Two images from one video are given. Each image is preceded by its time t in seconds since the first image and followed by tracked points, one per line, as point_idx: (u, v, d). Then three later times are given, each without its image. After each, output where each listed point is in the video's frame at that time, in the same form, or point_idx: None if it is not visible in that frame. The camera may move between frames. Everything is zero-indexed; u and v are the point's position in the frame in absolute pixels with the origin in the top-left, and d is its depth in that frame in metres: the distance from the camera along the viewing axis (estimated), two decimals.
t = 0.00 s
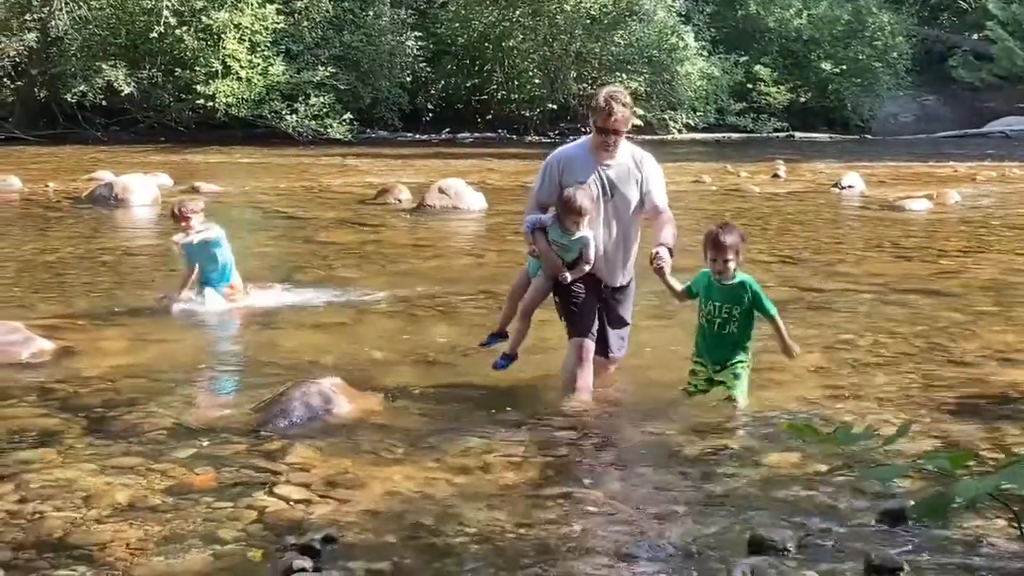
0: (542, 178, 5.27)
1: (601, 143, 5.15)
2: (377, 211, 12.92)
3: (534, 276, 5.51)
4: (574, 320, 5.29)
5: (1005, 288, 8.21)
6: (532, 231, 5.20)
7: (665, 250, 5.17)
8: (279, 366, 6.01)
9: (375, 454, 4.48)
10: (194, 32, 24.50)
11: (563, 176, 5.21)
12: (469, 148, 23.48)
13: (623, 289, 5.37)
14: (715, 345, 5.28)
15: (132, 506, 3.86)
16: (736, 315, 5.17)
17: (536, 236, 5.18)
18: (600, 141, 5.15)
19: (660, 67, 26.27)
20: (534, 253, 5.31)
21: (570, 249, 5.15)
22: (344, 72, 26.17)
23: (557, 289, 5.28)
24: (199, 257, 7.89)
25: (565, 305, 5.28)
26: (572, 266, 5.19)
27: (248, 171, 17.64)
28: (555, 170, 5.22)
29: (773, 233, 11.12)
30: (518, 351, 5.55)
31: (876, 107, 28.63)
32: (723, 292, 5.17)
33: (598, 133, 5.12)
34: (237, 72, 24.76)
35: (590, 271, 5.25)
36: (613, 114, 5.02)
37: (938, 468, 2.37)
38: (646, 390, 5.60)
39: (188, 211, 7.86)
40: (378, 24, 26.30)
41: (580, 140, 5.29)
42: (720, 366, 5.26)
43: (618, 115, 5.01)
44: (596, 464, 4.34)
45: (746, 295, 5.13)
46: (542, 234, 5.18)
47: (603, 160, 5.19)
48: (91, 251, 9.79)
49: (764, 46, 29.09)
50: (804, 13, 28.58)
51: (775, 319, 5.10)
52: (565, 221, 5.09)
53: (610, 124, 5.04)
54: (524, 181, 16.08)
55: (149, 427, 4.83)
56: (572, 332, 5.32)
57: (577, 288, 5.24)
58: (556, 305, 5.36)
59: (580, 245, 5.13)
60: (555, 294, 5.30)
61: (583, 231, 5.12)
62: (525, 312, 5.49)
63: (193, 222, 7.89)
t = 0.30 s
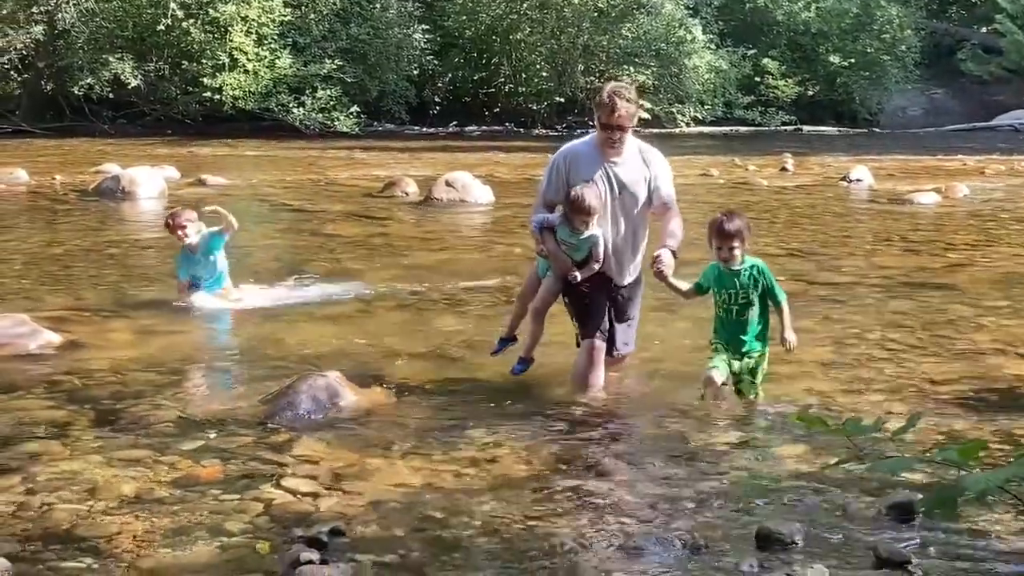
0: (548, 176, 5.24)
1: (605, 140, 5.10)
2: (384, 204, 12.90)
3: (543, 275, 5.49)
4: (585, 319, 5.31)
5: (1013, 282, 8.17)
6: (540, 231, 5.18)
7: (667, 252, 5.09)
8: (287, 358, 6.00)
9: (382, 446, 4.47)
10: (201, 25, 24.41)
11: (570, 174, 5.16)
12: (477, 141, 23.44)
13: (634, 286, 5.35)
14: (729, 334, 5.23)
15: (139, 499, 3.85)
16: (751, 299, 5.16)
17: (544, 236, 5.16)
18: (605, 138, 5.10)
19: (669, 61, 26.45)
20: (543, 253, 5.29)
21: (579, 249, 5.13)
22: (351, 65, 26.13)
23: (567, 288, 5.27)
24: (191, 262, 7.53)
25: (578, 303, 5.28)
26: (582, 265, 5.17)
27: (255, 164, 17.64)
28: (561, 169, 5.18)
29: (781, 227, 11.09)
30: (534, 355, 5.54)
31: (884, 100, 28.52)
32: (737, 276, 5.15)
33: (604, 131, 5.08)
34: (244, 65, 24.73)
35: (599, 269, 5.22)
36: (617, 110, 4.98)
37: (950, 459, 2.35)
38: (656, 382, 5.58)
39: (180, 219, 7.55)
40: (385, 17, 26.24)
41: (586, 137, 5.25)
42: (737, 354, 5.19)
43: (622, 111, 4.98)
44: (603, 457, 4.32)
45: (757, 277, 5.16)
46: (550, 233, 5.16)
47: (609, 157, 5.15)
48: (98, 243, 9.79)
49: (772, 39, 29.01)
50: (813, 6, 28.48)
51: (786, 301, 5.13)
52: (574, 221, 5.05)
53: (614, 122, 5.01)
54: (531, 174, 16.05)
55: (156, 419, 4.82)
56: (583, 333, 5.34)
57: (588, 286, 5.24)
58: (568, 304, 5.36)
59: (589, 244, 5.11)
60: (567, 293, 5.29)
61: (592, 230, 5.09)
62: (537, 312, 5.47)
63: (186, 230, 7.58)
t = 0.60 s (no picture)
0: (549, 172, 5.19)
1: (606, 134, 5.05)
2: (393, 199, 12.91)
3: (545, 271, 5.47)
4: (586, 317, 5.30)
5: None
6: (540, 228, 5.14)
7: (668, 261, 5.12)
8: (294, 353, 6.02)
9: (391, 441, 4.48)
10: (210, 19, 24.51)
11: (571, 168, 5.12)
12: (486, 136, 23.45)
13: (636, 283, 5.32)
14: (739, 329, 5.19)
15: (149, 493, 3.86)
16: (759, 293, 5.10)
17: (544, 234, 5.13)
18: (606, 131, 5.04)
19: (679, 55, 26.33)
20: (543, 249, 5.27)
21: (579, 246, 5.10)
22: (360, 60, 26.14)
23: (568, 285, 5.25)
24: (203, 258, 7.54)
25: (578, 301, 5.27)
26: (582, 262, 5.15)
27: (263, 159, 17.66)
28: (562, 163, 5.13)
29: (790, 222, 11.07)
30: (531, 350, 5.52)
31: (894, 95, 28.49)
32: (740, 273, 5.08)
33: (604, 125, 5.02)
34: (253, 60, 24.75)
35: (600, 266, 5.19)
36: (616, 102, 4.92)
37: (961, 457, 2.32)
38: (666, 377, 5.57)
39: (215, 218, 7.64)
40: (394, 12, 26.26)
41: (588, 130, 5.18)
42: (748, 348, 5.16)
43: (621, 102, 4.92)
44: (612, 452, 4.32)
45: (763, 272, 5.06)
46: (551, 230, 5.12)
47: (611, 150, 5.09)
48: (107, 238, 9.81)
49: (781, 34, 28.94)
50: None
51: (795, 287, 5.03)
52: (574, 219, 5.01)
53: (614, 113, 4.93)
54: (539, 169, 16.06)
55: (165, 413, 4.84)
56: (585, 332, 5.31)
57: (588, 282, 5.23)
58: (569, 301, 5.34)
59: (590, 242, 5.08)
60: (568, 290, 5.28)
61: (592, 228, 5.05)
62: (538, 308, 5.45)
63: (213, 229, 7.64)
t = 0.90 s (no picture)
0: (553, 161, 5.09)
1: (610, 116, 4.96)
2: (402, 194, 12.92)
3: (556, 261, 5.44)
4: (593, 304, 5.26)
5: None
6: (542, 217, 5.12)
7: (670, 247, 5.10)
8: (303, 348, 6.02)
9: (400, 437, 4.48)
10: (220, 15, 24.55)
11: (575, 154, 5.03)
12: (496, 132, 23.42)
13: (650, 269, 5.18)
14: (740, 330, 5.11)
15: (158, 488, 3.87)
16: (756, 295, 5.01)
17: (546, 222, 5.10)
18: (610, 113, 4.95)
19: (688, 51, 26.25)
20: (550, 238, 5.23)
21: (581, 232, 5.07)
22: (369, 56, 26.11)
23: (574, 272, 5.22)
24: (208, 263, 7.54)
25: (585, 289, 5.24)
26: (585, 248, 5.11)
27: (272, 155, 17.67)
28: (566, 149, 5.04)
29: (799, 219, 11.05)
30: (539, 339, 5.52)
31: (903, 91, 28.39)
32: (745, 272, 5.01)
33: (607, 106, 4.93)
34: (263, 55, 24.83)
35: (605, 252, 5.13)
36: (621, 83, 4.81)
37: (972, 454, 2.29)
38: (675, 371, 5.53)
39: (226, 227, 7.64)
40: (404, 7, 26.26)
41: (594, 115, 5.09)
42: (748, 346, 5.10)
43: (626, 83, 4.81)
44: (621, 448, 4.32)
45: (762, 272, 4.99)
46: (553, 218, 5.08)
47: (616, 132, 4.99)
48: (117, 233, 9.83)
49: (791, 30, 28.83)
50: None
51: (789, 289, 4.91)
52: (572, 205, 4.97)
53: (617, 93, 4.83)
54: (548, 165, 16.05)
55: (175, 408, 4.85)
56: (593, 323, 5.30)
57: (595, 269, 5.17)
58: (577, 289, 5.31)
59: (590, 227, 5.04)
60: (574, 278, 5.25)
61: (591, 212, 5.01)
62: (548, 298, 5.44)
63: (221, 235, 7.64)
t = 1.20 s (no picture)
0: (576, 151, 5.01)
1: (636, 112, 4.82)
2: (411, 191, 12.93)
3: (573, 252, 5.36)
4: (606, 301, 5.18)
5: None
6: (561, 208, 5.03)
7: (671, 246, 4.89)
8: (313, 344, 6.03)
9: (411, 433, 4.49)
10: (231, 12, 24.66)
11: (597, 147, 4.93)
12: (505, 129, 23.37)
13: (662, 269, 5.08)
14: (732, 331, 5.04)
15: (170, 483, 3.88)
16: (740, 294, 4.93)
17: (564, 214, 5.01)
18: (637, 110, 4.82)
19: (699, 48, 26.09)
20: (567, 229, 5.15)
21: (598, 228, 4.96)
22: (379, 53, 26.10)
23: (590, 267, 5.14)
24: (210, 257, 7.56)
25: (600, 285, 5.16)
26: (602, 244, 5.01)
27: (282, 151, 17.69)
28: (588, 142, 4.94)
29: (809, 216, 11.02)
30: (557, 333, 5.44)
31: (914, 89, 28.29)
32: (727, 272, 4.94)
33: (634, 103, 4.79)
34: (273, 52, 24.84)
35: (622, 248, 5.03)
36: (650, 82, 4.67)
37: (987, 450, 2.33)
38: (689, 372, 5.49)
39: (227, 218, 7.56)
40: (413, 4, 26.33)
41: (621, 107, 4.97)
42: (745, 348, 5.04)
43: (656, 81, 4.67)
44: (632, 445, 4.32)
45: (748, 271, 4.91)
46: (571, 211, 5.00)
47: (640, 129, 4.85)
48: (128, 230, 9.86)
49: (801, 27, 28.75)
50: None
51: (728, 289, 4.82)
52: (589, 201, 4.87)
53: (647, 92, 4.70)
54: (557, 162, 16.05)
55: (186, 403, 4.87)
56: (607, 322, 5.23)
57: (610, 265, 5.08)
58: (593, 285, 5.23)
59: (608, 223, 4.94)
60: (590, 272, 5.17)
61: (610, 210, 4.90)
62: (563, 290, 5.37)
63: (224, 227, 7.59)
